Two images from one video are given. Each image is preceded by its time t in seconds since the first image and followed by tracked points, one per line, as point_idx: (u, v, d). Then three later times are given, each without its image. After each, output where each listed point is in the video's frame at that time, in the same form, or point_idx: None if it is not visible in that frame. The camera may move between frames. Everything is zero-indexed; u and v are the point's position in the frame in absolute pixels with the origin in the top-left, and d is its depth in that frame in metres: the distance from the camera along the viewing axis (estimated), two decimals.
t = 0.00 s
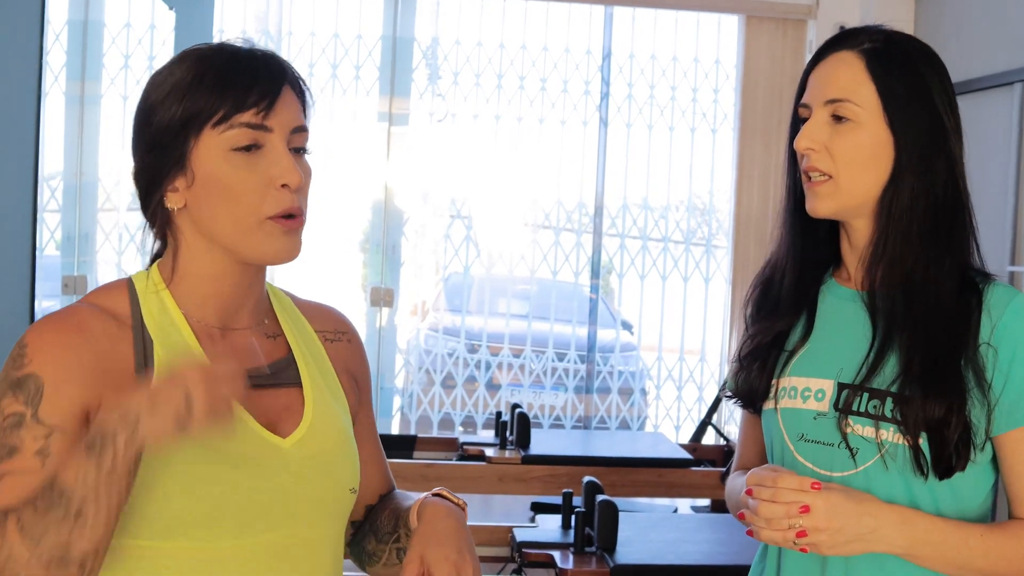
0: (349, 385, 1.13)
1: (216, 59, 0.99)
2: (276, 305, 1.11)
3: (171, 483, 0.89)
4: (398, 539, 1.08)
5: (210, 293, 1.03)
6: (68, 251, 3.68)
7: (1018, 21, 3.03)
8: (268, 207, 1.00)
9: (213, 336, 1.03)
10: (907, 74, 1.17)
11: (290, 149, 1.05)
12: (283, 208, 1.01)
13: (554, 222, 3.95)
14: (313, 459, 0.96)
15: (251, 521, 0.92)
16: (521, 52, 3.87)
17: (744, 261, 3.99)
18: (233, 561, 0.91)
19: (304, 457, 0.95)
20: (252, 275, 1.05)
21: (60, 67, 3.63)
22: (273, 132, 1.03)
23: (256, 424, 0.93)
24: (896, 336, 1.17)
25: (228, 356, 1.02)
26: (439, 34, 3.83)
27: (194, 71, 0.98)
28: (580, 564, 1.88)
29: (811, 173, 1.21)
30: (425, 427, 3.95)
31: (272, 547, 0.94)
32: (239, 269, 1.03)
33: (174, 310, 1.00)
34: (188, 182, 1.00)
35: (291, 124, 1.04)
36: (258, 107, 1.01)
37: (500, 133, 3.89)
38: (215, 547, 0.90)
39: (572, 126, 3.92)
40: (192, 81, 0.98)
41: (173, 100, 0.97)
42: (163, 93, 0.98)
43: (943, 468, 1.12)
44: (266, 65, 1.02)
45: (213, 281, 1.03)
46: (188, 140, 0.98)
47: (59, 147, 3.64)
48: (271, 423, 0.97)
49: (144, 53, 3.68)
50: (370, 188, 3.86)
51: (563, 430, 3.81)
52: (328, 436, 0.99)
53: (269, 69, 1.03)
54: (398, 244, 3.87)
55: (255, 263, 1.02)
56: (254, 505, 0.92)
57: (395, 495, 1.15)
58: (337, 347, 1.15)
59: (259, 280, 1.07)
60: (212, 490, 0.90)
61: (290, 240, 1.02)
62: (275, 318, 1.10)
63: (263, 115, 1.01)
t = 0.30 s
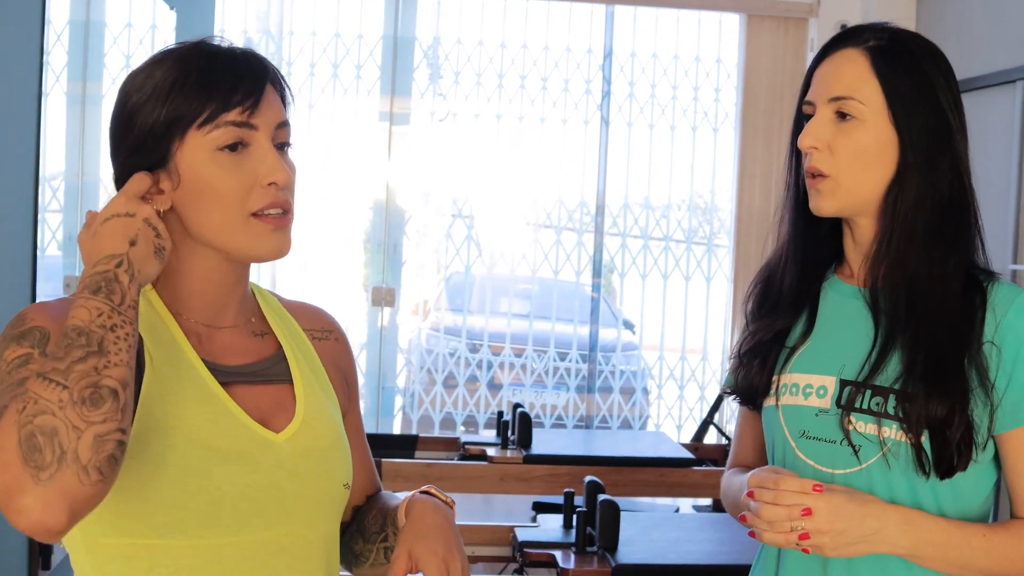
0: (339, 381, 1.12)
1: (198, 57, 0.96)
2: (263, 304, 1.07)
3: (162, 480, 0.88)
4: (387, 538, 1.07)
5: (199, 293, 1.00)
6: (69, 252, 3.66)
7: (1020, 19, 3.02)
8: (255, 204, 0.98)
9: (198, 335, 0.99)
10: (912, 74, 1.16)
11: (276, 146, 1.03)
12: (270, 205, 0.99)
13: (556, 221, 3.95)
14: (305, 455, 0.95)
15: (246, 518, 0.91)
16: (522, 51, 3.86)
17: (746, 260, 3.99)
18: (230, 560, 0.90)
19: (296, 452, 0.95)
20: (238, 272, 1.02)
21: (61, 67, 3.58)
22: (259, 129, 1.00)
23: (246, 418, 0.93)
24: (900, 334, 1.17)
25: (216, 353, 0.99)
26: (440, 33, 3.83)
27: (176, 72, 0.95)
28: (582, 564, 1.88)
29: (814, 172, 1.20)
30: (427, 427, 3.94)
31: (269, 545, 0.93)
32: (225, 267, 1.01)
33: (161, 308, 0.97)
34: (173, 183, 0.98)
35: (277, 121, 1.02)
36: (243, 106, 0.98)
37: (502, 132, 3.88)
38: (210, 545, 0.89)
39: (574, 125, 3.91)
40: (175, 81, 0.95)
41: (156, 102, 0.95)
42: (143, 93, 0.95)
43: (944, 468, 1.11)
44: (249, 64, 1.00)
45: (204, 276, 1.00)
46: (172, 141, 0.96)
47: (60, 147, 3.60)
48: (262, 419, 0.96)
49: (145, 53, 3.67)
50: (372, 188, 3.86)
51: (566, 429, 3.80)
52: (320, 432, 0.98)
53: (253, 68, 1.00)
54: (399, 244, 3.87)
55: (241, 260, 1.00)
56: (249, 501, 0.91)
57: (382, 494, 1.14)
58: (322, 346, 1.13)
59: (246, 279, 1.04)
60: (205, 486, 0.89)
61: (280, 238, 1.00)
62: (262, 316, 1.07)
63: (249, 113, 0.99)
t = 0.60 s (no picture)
0: (333, 379, 1.11)
1: (179, 55, 0.97)
2: (257, 303, 1.07)
3: (157, 482, 0.88)
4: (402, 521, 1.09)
5: (190, 293, 0.99)
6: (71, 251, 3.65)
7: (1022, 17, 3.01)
8: (225, 202, 0.97)
9: (192, 336, 0.99)
10: (919, 73, 1.16)
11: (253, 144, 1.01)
12: (243, 202, 0.98)
13: (557, 220, 3.94)
14: (298, 456, 0.95)
15: (242, 520, 0.92)
16: (523, 49, 3.86)
17: (747, 258, 3.99)
18: (226, 562, 0.90)
19: (289, 453, 0.95)
20: (230, 275, 1.01)
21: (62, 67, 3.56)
22: (235, 124, 0.99)
23: (241, 422, 0.93)
24: (901, 334, 1.16)
25: (210, 354, 0.99)
26: (441, 32, 3.83)
27: (154, 69, 0.96)
28: (584, 562, 1.88)
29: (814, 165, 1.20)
30: (428, 425, 3.94)
31: (266, 547, 0.93)
32: (210, 271, 0.99)
33: (155, 312, 0.97)
34: (153, 180, 0.98)
35: (256, 115, 1.01)
36: (218, 100, 0.98)
37: (502, 130, 3.88)
38: (209, 548, 0.90)
39: (575, 123, 3.90)
40: (155, 78, 0.96)
41: (136, 98, 0.96)
42: (127, 92, 0.97)
43: (947, 470, 1.11)
44: (229, 60, 1.00)
45: (192, 278, 0.99)
46: (150, 136, 0.96)
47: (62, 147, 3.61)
48: (256, 420, 0.96)
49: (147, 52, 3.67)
50: (373, 187, 3.86)
51: (567, 428, 3.80)
52: (313, 433, 0.98)
53: (233, 64, 1.00)
54: (400, 243, 3.87)
55: (224, 263, 0.98)
56: (246, 504, 0.92)
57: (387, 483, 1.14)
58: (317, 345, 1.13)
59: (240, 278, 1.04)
60: (201, 489, 0.90)
61: (252, 236, 0.98)
62: (255, 317, 1.06)
63: (224, 107, 0.98)
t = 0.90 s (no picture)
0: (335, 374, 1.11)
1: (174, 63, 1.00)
2: (259, 305, 1.07)
3: (151, 477, 0.88)
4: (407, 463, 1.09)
5: (192, 292, 0.99)
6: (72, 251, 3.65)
7: None
8: (212, 202, 0.97)
9: (197, 337, 0.99)
10: (924, 74, 1.16)
11: (243, 149, 1.01)
12: (231, 203, 0.98)
13: (558, 218, 3.94)
14: (293, 455, 0.95)
15: (236, 517, 0.91)
16: (524, 48, 3.86)
17: (749, 257, 3.98)
18: (217, 558, 0.91)
19: (283, 453, 0.94)
20: (235, 276, 1.01)
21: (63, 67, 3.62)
22: (226, 126, 1.00)
23: (233, 417, 0.93)
24: (903, 335, 1.16)
25: (211, 356, 0.98)
26: (442, 31, 3.83)
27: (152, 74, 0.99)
28: (585, 562, 1.88)
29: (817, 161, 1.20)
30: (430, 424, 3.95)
31: (261, 545, 0.93)
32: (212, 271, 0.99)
33: (156, 308, 0.98)
34: (152, 182, 0.99)
35: (246, 118, 1.02)
36: (206, 103, 0.99)
37: (503, 129, 3.88)
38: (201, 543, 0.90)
39: (576, 122, 3.90)
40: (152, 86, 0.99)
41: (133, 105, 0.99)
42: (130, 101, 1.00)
43: (947, 471, 1.11)
44: (223, 66, 1.02)
45: (191, 281, 0.99)
46: (145, 140, 0.98)
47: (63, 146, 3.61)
48: (252, 418, 0.96)
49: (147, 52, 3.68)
50: (374, 186, 3.86)
51: (569, 427, 3.80)
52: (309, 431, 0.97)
53: (230, 67, 1.02)
54: (402, 242, 3.87)
55: (229, 265, 0.98)
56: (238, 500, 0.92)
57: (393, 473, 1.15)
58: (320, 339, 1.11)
59: (246, 278, 1.04)
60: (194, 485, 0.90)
61: (239, 238, 0.97)
62: (258, 319, 1.06)
63: (212, 108, 0.99)
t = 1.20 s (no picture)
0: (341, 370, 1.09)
1: (191, 58, 0.99)
2: (258, 305, 1.07)
3: (143, 478, 0.88)
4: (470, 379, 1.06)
5: (190, 296, 1.00)
6: (74, 250, 3.65)
7: None
8: (224, 205, 0.97)
9: (192, 338, 1.00)
10: (917, 70, 1.16)
11: (256, 150, 1.01)
12: (243, 207, 0.98)
13: (560, 218, 3.94)
14: (286, 454, 0.95)
15: (229, 517, 0.91)
16: (525, 48, 3.86)
17: (750, 256, 3.98)
18: (210, 559, 0.90)
19: (276, 452, 0.94)
20: (232, 280, 1.01)
21: (65, 66, 3.65)
22: (242, 130, 1.00)
23: (224, 417, 0.93)
24: (902, 334, 1.16)
25: (209, 356, 0.99)
26: (444, 31, 3.83)
27: (166, 70, 0.98)
28: (586, 561, 1.88)
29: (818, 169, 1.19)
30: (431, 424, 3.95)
31: (255, 545, 0.92)
32: (214, 276, 1.00)
33: (152, 307, 0.98)
34: (158, 182, 0.99)
35: (261, 122, 1.02)
36: (224, 105, 0.99)
37: (505, 129, 3.88)
38: (193, 544, 0.89)
39: (577, 122, 3.90)
40: (166, 82, 0.97)
41: (145, 100, 0.97)
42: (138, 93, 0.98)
43: (947, 469, 1.11)
44: (239, 66, 1.01)
45: (192, 286, 1.00)
46: (156, 138, 0.98)
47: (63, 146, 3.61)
48: (245, 419, 0.96)
49: (149, 52, 3.69)
50: (375, 186, 3.86)
51: (571, 426, 3.80)
52: (303, 431, 0.97)
53: (244, 70, 1.01)
54: (403, 242, 3.87)
55: (231, 268, 0.99)
56: (230, 499, 0.91)
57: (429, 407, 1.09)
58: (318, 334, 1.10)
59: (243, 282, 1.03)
60: (185, 485, 0.89)
61: (254, 239, 0.98)
62: (257, 320, 1.05)
63: (230, 111, 0.99)
